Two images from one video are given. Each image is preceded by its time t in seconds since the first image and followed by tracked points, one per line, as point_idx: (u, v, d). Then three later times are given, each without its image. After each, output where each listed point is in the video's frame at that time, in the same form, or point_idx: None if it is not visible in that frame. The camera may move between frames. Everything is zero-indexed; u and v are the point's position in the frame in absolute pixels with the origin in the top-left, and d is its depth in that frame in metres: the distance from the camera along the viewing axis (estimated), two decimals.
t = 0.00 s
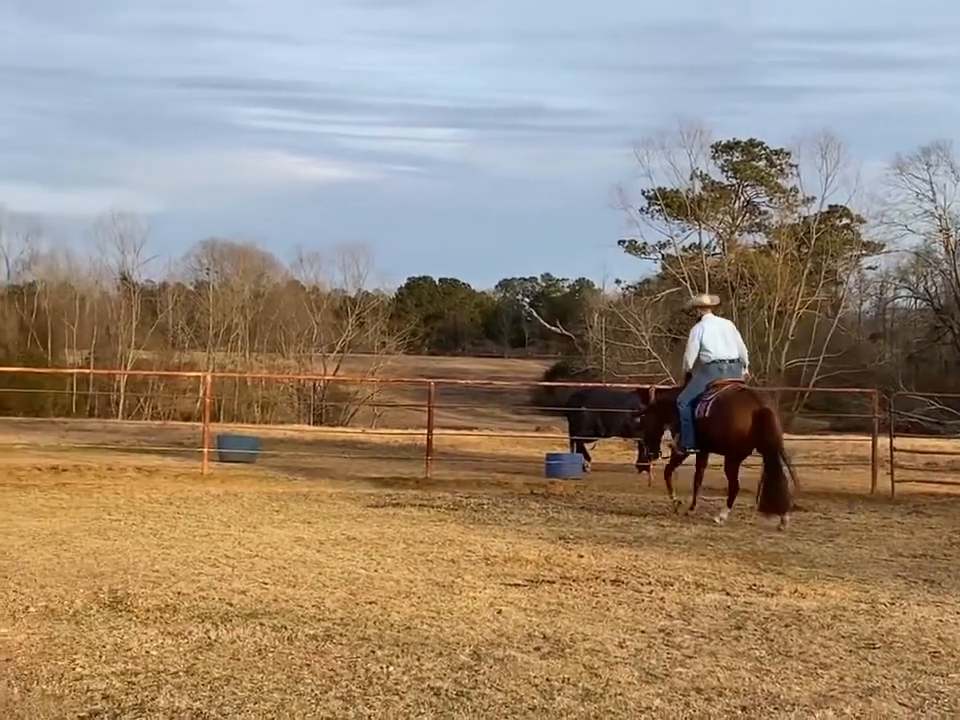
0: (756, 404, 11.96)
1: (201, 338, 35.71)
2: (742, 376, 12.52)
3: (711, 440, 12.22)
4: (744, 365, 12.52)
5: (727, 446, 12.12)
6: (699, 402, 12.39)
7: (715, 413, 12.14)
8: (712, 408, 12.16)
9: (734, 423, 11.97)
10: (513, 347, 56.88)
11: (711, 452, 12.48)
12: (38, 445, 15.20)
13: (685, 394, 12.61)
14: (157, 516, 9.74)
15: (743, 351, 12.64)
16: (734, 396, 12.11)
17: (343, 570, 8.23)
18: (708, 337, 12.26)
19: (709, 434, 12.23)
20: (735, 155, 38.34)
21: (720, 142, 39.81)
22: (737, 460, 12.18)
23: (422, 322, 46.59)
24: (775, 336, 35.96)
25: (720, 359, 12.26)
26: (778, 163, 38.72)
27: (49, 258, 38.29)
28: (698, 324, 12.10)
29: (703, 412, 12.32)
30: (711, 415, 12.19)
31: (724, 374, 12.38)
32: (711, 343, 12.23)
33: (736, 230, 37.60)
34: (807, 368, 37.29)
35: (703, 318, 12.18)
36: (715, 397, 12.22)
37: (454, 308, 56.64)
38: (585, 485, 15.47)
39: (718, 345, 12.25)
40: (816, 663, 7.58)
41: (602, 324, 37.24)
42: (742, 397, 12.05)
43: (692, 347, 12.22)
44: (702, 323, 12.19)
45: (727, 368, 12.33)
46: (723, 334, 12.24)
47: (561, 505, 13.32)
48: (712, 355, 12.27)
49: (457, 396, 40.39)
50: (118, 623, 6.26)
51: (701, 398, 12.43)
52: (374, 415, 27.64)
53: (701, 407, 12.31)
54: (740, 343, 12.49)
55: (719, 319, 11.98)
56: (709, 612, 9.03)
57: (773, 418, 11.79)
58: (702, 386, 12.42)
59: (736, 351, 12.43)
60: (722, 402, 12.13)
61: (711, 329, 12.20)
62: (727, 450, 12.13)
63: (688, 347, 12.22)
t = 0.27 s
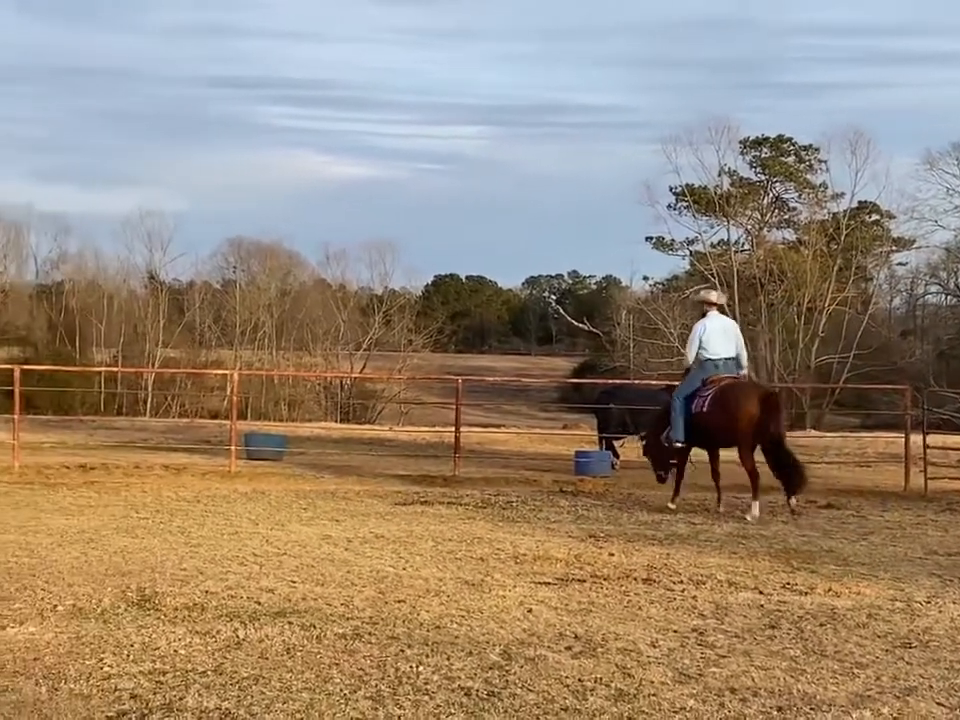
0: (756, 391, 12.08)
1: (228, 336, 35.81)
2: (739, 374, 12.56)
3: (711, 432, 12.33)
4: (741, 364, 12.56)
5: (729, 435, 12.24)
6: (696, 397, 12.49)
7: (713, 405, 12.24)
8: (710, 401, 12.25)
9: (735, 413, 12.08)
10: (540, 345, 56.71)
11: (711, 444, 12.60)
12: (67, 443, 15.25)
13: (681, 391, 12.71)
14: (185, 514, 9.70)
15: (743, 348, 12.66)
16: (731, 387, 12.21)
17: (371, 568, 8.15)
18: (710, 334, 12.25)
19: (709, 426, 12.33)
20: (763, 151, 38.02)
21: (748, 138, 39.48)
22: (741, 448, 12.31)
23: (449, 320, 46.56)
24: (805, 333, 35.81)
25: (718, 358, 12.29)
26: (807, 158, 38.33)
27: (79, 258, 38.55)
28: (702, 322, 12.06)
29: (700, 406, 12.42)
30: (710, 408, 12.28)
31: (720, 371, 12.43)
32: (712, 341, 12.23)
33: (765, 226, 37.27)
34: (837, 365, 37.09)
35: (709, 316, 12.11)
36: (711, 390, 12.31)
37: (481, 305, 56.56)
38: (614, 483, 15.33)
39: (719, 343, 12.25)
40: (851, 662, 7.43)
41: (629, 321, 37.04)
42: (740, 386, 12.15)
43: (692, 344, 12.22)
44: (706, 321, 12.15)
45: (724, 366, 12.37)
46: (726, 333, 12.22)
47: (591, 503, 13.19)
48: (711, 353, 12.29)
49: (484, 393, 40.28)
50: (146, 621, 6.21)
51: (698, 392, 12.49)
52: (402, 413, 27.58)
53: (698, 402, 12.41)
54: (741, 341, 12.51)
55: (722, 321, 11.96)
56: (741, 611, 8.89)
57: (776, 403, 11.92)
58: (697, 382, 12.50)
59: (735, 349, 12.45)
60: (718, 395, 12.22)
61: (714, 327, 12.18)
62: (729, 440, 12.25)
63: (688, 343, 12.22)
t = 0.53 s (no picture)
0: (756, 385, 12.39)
1: (250, 335, 35.83)
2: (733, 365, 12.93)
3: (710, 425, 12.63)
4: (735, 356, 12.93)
5: (729, 428, 12.52)
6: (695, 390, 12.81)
7: (713, 398, 12.54)
8: (709, 394, 12.56)
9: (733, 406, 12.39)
10: (562, 343, 56.50)
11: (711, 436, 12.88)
12: (90, 441, 15.29)
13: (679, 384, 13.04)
14: (205, 513, 9.66)
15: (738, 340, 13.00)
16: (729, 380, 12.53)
17: (392, 568, 8.07)
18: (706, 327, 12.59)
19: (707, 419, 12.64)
20: (785, 149, 37.72)
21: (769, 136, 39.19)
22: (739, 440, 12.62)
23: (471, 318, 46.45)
24: (825, 332, 35.32)
25: (713, 351, 12.65)
26: (828, 156, 37.93)
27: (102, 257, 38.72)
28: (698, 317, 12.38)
29: (699, 399, 12.73)
30: (709, 401, 12.59)
31: (716, 362, 12.78)
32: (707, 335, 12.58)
33: (786, 225, 36.94)
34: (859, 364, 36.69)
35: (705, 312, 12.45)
36: (711, 383, 12.62)
37: (503, 304, 56.05)
38: (637, 482, 15.20)
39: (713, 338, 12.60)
40: (879, 666, 7.29)
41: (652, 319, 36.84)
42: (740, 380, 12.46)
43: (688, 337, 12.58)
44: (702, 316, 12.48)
45: (720, 357, 12.72)
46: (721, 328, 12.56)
47: (614, 502, 13.08)
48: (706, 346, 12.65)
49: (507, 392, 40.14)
50: (164, 623, 6.16)
51: (696, 384, 12.83)
52: (424, 411, 27.53)
53: (697, 394, 12.73)
54: (735, 335, 12.85)
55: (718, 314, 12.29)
56: (766, 612, 8.76)
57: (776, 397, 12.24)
58: (694, 374, 12.84)
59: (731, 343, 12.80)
60: (717, 387, 12.54)
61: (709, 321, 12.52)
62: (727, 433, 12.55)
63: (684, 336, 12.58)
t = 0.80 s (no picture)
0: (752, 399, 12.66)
1: (266, 333, 35.84)
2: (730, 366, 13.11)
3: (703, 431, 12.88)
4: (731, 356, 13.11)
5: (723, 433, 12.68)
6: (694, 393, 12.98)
7: (711, 405, 12.75)
8: (708, 400, 12.76)
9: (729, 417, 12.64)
10: (579, 342, 56.28)
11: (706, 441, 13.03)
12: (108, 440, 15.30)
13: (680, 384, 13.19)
14: (223, 513, 9.60)
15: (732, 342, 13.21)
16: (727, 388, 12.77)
17: (410, 569, 7.98)
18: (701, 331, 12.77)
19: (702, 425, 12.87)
20: (803, 147, 37.45)
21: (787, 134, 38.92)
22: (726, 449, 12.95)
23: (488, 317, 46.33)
24: (844, 331, 34.96)
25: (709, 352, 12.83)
26: (847, 154, 37.67)
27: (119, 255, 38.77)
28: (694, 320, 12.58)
29: (698, 403, 12.91)
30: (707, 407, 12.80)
31: (714, 365, 12.97)
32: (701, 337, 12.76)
33: (805, 223, 36.65)
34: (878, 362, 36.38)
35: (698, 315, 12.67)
36: (711, 389, 12.80)
37: (520, 302, 55.86)
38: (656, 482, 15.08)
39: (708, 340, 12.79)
40: (905, 670, 7.16)
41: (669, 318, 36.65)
42: (737, 392, 12.70)
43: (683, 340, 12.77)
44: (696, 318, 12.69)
45: (717, 360, 12.92)
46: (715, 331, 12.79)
47: (633, 502, 12.97)
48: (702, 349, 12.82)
49: (524, 391, 40.00)
50: (181, 625, 6.09)
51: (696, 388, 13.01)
52: (440, 410, 27.47)
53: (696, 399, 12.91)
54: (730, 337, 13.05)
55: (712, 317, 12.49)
56: (790, 615, 8.64)
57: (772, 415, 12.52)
58: (695, 377, 12.99)
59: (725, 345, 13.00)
60: (717, 394, 12.73)
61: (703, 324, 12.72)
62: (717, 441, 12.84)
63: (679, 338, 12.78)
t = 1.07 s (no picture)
0: (740, 390, 12.51)
1: (285, 332, 35.89)
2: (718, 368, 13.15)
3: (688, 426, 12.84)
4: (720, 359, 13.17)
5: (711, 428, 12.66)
6: (676, 392, 12.99)
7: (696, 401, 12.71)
8: (693, 396, 12.73)
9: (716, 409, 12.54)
10: (597, 340, 56.07)
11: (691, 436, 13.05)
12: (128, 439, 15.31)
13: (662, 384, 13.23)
14: (243, 512, 9.56)
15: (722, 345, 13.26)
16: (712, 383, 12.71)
17: (431, 569, 7.93)
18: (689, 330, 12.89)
19: (685, 421, 12.86)
20: (822, 145, 37.23)
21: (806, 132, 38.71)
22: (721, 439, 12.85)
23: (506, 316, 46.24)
24: (863, 330, 34.70)
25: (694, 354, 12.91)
26: (866, 152, 37.44)
27: (138, 254, 38.87)
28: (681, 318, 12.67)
29: (680, 402, 12.93)
30: (693, 403, 12.76)
31: (698, 365, 13.03)
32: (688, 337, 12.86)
33: (824, 221, 36.40)
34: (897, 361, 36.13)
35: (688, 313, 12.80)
36: (696, 386, 12.79)
37: (537, 301, 55.69)
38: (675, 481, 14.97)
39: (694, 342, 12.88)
40: (933, 671, 7.05)
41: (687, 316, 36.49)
42: (725, 384, 12.57)
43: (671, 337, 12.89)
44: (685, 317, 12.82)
45: (702, 361, 12.99)
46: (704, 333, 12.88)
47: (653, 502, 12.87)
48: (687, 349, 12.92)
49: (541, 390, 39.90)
50: (202, 625, 6.05)
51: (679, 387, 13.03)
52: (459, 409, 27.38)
53: (679, 397, 12.93)
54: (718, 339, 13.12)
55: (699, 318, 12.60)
56: (814, 616, 8.54)
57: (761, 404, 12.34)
58: (678, 377, 13.03)
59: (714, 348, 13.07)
60: (700, 392, 12.73)
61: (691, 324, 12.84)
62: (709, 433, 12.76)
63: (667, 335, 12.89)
